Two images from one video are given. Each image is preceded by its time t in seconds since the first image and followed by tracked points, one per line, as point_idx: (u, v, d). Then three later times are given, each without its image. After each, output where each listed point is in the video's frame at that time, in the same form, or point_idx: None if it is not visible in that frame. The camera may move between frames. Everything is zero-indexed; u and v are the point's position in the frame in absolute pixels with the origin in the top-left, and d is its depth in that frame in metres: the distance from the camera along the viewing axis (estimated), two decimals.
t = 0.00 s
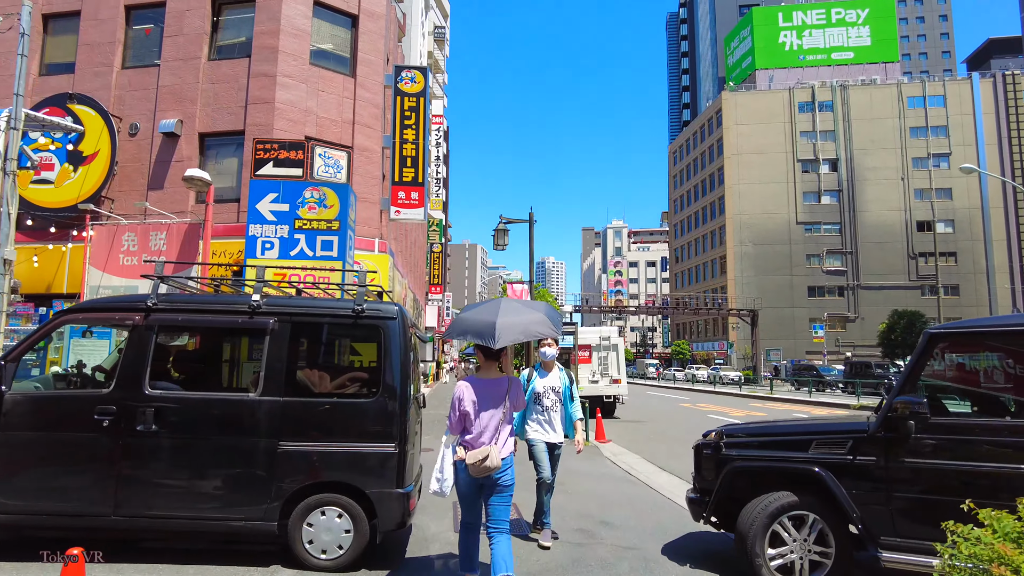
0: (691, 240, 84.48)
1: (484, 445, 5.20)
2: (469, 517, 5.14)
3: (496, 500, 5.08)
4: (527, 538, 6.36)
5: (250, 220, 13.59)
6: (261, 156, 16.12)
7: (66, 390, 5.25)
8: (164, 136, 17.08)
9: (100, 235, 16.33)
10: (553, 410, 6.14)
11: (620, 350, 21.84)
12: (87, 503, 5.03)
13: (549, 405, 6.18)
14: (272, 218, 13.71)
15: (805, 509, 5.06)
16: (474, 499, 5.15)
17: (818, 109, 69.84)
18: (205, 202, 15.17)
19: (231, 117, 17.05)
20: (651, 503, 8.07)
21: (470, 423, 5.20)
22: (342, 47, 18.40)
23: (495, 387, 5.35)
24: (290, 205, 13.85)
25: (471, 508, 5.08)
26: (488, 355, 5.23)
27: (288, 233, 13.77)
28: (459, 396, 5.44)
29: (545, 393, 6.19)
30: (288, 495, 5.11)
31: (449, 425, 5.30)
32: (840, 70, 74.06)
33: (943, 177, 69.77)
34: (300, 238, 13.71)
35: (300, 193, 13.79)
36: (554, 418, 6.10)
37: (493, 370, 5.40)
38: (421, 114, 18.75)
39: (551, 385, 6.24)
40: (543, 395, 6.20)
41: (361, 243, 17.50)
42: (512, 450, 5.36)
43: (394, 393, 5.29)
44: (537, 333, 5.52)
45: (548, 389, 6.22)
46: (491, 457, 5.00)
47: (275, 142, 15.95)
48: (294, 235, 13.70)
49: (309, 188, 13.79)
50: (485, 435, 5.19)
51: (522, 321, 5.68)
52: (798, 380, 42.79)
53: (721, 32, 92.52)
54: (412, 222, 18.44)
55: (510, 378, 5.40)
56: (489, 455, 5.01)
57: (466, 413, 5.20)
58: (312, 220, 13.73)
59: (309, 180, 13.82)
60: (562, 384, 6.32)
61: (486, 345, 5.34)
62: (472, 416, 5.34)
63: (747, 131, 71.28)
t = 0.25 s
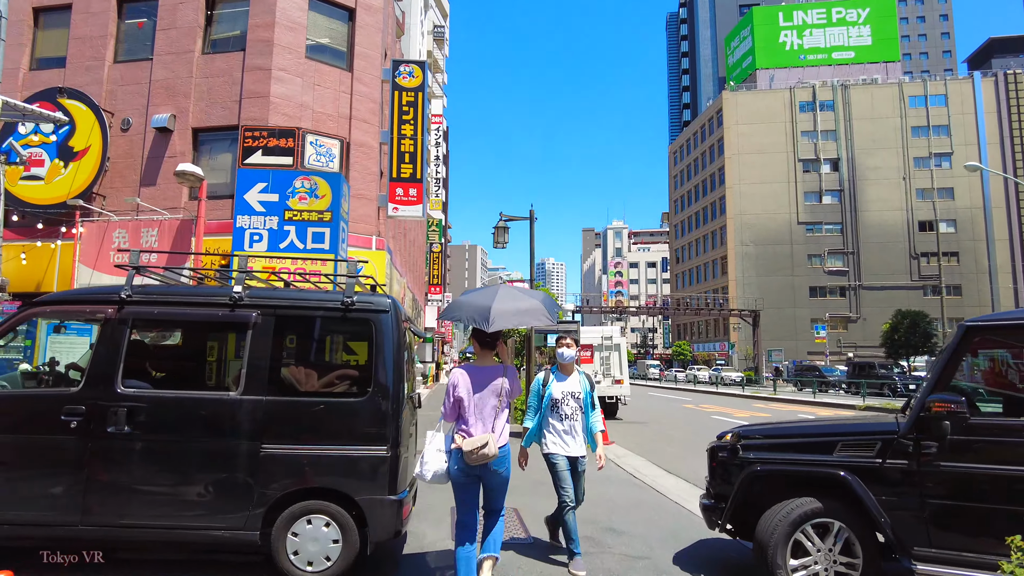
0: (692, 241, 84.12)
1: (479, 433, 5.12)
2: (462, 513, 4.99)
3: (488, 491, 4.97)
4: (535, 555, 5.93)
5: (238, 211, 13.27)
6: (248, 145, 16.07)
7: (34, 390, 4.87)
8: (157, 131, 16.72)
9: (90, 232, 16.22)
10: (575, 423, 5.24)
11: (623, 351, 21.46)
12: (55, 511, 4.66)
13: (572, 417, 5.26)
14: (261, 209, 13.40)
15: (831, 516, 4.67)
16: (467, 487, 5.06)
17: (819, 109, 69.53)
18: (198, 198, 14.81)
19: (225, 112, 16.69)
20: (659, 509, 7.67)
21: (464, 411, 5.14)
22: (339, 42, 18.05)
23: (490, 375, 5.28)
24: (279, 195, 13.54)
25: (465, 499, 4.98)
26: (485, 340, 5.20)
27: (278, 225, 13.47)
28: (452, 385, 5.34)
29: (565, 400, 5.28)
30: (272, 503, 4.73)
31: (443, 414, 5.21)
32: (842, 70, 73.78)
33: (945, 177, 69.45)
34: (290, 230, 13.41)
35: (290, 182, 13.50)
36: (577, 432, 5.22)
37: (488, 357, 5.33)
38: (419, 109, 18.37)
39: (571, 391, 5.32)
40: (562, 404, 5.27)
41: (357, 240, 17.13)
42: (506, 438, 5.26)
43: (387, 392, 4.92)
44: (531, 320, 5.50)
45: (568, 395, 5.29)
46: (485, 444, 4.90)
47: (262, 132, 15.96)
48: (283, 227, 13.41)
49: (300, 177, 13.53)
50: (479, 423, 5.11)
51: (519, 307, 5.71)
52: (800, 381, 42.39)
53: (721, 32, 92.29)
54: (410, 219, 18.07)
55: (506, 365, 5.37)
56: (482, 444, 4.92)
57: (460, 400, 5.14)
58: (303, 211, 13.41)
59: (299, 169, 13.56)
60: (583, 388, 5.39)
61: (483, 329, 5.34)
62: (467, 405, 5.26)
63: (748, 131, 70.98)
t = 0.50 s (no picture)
0: (693, 243, 83.71)
1: (484, 448, 4.89)
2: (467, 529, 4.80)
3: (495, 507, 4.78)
4: None
5: (226, 208, 12.77)
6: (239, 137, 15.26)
7: None
8: (150, 130, 16.35)
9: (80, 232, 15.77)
10: (602, 436, 4.55)
11: (626, 354, 21.04)
12: (17, 533, 4.25)
13: (599, 428, 4.57)
14: (249, 206, 12.88)
15: (867, 538, 4.27)
16: (471, 504, 4.86)
17: (820, 111, 69.21)
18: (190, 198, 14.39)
19: (219, 110, 16.30)
20: (671, 523, 7.25)
21: (469, 425, 4.89)
22: (336, 39, 17.66)
23: (495, 390, 4.99)
24: (269, 190, 13.02)
25: (469, 517, 4.78)
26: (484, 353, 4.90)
27: (268, 222, 12.92)
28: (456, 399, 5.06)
29: (588, 408, 4.60)
30: (255, 521, 4.33)
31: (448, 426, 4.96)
32: (843, 72, 73.52)
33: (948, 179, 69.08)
34: (280, 228, 12.85)
35: (281, 177, 13.00)
36: (604, 446, 4.54)
37: (494, 370, 5.04)
38: (418, 107, 17.97)
39: (597, 399, 4.64)
40: (587, 414, 4.59)
41: (355, 241, 16.71)
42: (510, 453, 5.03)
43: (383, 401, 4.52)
44: (532, 326, 5.14)
45: (593, 404, 4.62)
46: (491, 460, 4.71)
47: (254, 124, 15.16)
48: (273, 224, 12.86)
49: (291, 171, 13.04)
50: (485, 438, 4.89)
51: (517, 315, 5.39)
52: (804, 384, 41.87)
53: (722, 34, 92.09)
54: (409, 220, 17.66)
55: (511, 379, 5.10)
56: (487, 460, 4.73)
57: (465, 415, 4.88)
58: (294, 208, 12.88)
59: (290, 164, 13.10)
60: (611, 399, 4.70)
61: (481, 342, 5.01)
62: (471, 418, 5.01)
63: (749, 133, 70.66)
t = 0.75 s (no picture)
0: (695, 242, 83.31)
1: (496, 438, 4.96)
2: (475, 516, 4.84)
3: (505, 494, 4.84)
4: None
5: (217, 195, 12.47)
6: (229, 122, 14.93)
7: None
8: (145, 123, 16.00)
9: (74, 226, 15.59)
10: (640, 447, 4.04)
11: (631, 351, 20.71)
12: None
13: (636, 440, 4.06)
14: (242, 193, 12.62)
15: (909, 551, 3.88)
16: (483, 493, 4.93)
17: (824, 109, 68.76)
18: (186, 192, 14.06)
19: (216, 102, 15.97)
20: (687, 528, 6.91)
21: (480, 414, 4.98)
22: (336, 30, 17.27)
23: (506, 380, 5.13)
24: (262, 177, 12.73)
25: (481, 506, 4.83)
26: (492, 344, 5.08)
27: (261, 210, 12.63)
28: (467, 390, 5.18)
29: (623, 414, 4.08)
30: (240, 530, 3.95)
31: (457, 416, 5.06)
32: (847, 70, 73.10)
33: (952, 177, 68.62)
34: (273, 217, 12.56)
35: (274, 163, 12.68)
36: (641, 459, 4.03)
37: (503, 360, 5.20)
38: (419, 100, 17.59)
39: (635, 405, 4.11)
40: (624, 421, 4.08)
41: (356, 236, 16.38)
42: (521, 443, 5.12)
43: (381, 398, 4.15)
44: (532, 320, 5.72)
45: (630, 411, 4.10)
46: (505, 449, 4.79)
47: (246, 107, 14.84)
48: (266, 213, 12.56)
49: (285, 158, 12.74)
50: (497, 427, 4.96)
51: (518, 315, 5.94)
52: (810, 383, 41.47)
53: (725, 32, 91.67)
54: (410, 215, 17.31)
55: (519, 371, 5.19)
56: (501, 449, 4.81)
57: (476, 405, 4.99)
58: (288, 195, 12.56)
59: (285, 149, 12.81)
60: (652, 407, 4.15)
61: (489, 337, 5.25)
62: (482, 409, 5.07)
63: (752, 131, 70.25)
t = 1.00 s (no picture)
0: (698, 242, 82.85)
1: (495, 449, 4.90)
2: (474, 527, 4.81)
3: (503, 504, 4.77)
4: None
5: (203, 185, 11.89)
6: (218, 109, 14.61)
7: None
8: (140, 118, 15.62)
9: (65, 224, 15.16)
10: (680, 463, 3.31)
11: (637, 352, 20.31)
12: None
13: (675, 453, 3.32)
14: (230, 183, 12.00)
15: None
16: (484, 504, 4.90)
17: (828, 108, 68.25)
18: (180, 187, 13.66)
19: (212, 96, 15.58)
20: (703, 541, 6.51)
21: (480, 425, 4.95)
22: (335, 23, 16.88)
23: (506, 389, 5.10)
24: (251, 167, 12.13)
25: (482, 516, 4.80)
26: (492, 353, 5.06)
27: (250, 203, 11.88)
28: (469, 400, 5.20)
29: (659, 422, 3.33)
30: (216, 553, 3.55)
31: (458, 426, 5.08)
32: (851, 68, 72.62)
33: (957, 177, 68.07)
34: (263, 209, 11.76)
35: (265, 153, 12.15)
36: (682, 476, 3.31)
37: (503, 370, 5.17)
38: (420, 94, 17.20)
39: (673, 408, 3.34)
40: (658, 430, 3.33)
41: (356, 234, 16.02)
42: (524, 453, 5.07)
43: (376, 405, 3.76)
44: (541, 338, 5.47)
45: (666, 416, 3.35)
46: (501, 461, 4.71)
47: (236, 93, 14.53)
48: (256, 205, 11.77)
49: (276, 147, 12.22)
50: (496, 437, 4.92)
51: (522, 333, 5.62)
52: (816, 384, 41.02)
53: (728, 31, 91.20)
54: (411, 212, 16.94)
55: (520, 381, 5.17)
56: (498, 459, 4.73)
57: (477, 415, 4.97)
58: (278, 185, 11.92)
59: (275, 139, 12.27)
60: (697, 409, 3.34)
61: (489, 347, 5.23)
62: (482, 419, 5.05)
63: (756, 130, 69.75)
